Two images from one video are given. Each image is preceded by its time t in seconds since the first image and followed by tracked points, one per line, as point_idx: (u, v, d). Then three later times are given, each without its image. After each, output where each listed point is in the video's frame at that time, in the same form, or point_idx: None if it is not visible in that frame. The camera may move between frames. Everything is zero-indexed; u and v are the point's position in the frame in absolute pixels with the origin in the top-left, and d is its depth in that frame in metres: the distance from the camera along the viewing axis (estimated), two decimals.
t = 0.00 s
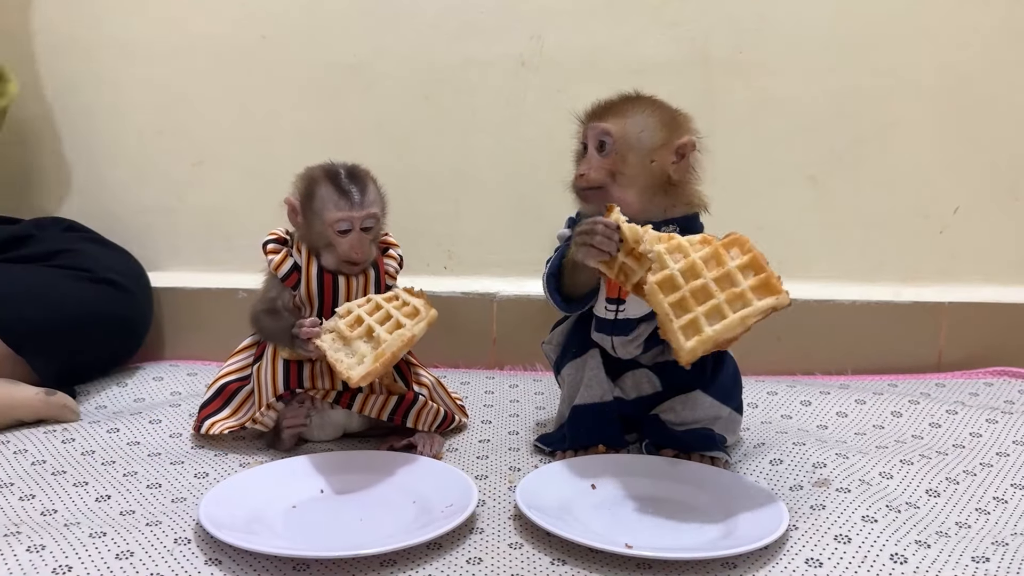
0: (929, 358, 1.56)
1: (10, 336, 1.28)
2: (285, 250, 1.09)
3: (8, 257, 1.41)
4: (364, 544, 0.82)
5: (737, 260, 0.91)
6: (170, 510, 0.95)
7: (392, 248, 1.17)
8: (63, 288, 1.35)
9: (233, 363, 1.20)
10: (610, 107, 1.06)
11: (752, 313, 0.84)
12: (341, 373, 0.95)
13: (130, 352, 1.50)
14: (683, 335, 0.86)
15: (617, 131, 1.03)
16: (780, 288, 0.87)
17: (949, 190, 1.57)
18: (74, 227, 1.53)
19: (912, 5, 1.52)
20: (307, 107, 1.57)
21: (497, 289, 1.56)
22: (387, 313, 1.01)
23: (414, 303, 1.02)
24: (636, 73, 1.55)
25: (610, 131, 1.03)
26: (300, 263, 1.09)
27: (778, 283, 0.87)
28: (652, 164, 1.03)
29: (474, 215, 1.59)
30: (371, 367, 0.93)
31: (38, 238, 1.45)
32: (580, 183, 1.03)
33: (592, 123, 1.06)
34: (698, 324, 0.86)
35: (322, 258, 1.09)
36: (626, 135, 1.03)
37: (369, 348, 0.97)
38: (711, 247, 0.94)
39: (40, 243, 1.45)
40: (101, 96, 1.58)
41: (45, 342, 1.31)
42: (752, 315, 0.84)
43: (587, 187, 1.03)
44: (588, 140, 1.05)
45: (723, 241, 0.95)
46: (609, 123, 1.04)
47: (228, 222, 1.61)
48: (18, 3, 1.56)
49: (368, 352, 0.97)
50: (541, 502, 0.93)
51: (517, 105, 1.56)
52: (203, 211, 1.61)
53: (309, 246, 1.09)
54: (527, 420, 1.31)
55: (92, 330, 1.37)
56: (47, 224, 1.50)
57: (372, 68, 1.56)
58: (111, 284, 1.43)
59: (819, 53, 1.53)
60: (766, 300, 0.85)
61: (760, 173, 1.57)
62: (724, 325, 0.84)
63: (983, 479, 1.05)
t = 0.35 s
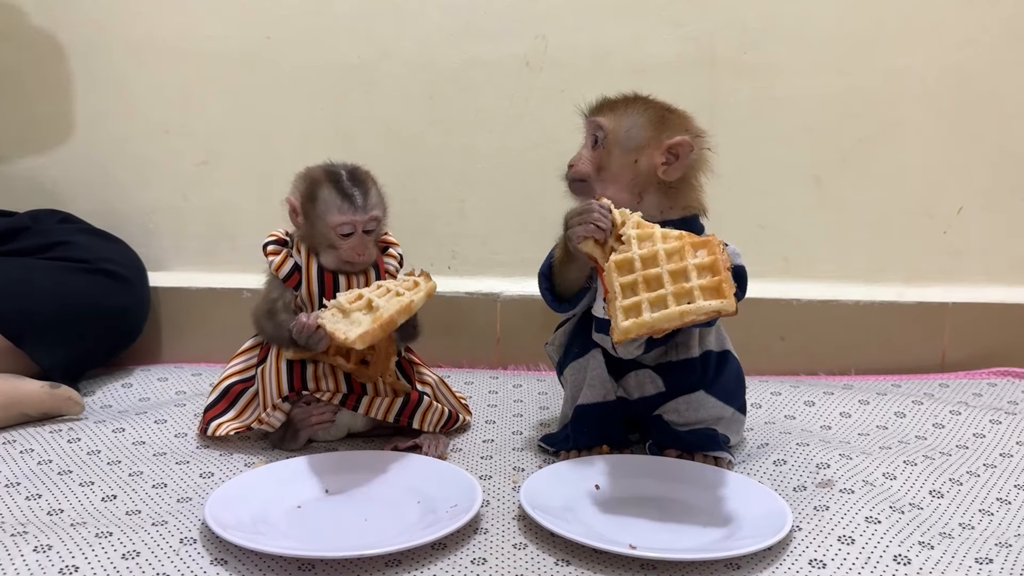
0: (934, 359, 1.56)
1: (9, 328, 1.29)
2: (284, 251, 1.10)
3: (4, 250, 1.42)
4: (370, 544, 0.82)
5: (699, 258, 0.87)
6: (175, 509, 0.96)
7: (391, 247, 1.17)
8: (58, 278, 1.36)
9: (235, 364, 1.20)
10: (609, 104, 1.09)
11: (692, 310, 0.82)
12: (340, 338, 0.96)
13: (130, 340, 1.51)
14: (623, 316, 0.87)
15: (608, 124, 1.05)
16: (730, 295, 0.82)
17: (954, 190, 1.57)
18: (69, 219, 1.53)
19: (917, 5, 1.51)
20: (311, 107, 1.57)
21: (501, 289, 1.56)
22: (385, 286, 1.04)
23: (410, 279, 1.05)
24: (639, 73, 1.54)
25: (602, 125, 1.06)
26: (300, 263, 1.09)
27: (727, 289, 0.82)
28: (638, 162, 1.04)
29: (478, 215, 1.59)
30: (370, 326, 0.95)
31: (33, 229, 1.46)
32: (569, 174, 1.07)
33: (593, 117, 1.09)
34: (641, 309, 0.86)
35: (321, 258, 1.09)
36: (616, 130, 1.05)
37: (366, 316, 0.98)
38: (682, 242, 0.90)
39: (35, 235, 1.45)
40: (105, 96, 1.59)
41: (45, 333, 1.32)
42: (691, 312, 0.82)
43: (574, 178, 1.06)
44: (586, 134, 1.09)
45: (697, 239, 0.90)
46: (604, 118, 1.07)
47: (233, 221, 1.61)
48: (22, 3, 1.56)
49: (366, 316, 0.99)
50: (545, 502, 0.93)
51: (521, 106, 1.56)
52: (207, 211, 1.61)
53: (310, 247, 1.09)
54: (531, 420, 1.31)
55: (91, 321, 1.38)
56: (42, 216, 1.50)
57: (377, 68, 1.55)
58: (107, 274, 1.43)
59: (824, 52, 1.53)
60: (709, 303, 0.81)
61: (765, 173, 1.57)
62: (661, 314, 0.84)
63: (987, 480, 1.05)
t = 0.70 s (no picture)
0: (938, 359, 1.56)
1: (10, 326, 1.29)
2: (286, 255, 1.09)
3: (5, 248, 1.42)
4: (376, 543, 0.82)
5: (688, 275, 0.88)
6: (181, 508, 0.96)
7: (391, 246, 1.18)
8: (58, 275, 1.36)
9: (238, 365, 1.20)
10: (612, 115, 1.04)
11: (682, 327, 0.83)
12: (342, 313, 0.98)
13: (130, 337, 1.52)
14: (613, 332, 0.87)
15: (628, 141, 1.02)
16: (719, 312, 0.83)
17: (958, 190, 1.57)
18: (70, 216, 1.53)
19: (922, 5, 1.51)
20: (315, 107, 1.58)
21: (505, 289, 1.56)
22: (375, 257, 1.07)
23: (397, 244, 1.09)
24: (643, 73, 1.54)
25: (621, 142, 1.02)
26: (302, 266, 1.09)
27: (717, 307, 0.83)
28: (664, 171, 1.03)
29: (482, 214, 1.59)
30: (371, 297, 0.98)
31: (33, 227, 1.46)
32: (596, 197, 1.04)
33: (601, 132, 1.04)
34: (630, 324, 0.87)
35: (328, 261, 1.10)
36: (638, 145, 1.02)
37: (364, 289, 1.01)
38: (672, 257, 0.91)
39: (34, 232, 1.45)
40: (110, 96, 1.59)
41: (45, 330, 1.32)
42: (680, 329, 0.84)
43: (600, 199, 1.04)
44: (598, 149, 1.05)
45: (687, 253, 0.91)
46: (619, 133, 1.03)
47: (237, 221, 1.61)
48: (27, 4, 1.57)
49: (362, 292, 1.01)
50: (550, 501, 0.93)
51: (525, 106, 1.56)
52: (212, 210, 1.62)
53: (314, 250, 1.09)
54: (535, 419, 1.31)
55: (92, 318, 1.39)
56: (42, 212, 1.51)
57: (381, 68, 1.56)
58: (108, 271, 1.43)
59: (828, 51, 1.53)
60: (698, 320, 0.83)
61: (768, 172, 1.57)
62: (651, 331, 0.85)
63: (992, 480, 1.05)
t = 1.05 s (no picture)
0: (944, 359, 1.55)
1: (18, 325, 1.29)
2: (295, 257, 1.10)
3: (12, 250, 1.42)
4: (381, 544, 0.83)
5: (662, 322, 0.88)
6: (188, 508, 0.96)
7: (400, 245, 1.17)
8: (66, 275, 1.36)
9: (246, 364, 1.20)
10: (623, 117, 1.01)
11: (644, 377, 0.86)
12: (346, 321, 0.97)
13: (136, 338, 1.52)
14: (581, 368, 0.90)
15: (644, 145, 1.00)
16: (683, 367, 0.86)
17: (963, 190, 1.57)
18: (77, 218, 1.54)
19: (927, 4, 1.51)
20: (321, 108, 1.58)
21: (510, 290, 1.56)
22: (388, 272, 1.06)
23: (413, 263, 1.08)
24: (648, 73, 1.54)
25: (637, 147, 1.00)
26: (311, 269, 1.09)
27: (681, 363, 0.85)
28: (678, 171, 1.03)
29: (487, 215, 1.60)
30: (377, 310, 0.97)
31: (42, 229, 1.46)
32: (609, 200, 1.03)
33: (613, 135, 1.02)
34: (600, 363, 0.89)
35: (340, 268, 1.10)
36: (654, 150, 1.00)
37: (371, 303, 1.00)
38: (650, 297, 0.90)
39: (42, 233, 1.45)
40: (116, 97, 1.60)
41: (52, 331, 1.33)
42: (643, 378, 0.86)
43: (615, 202, 1.03)
44: (610, 153, 1.02)
45: (664, 296, 0.89)
46: (633, 137, 1.00)
47: (243, 222, 1.62)
48: (34, 6, 1.57)
49: (371, 302, 1.01)
50: (555, 502, 0.93)
51: (530, 106, 1.56)
52: (217, 211, 1.62)
53: (323, 255, 1.09)
54: (540, 420, 1.31)
55: (99, 319, 1.39)
56: (50, 214, 1.51)
57: (386, 68, 1.56)
58: (115, 272, 1.44)
59: (833, 51, 1.52)
60: (660, 374, 0.85)
61: (773, 172, 1.57)
62: (616, 376, 0.87)
63: (998, 480, 1.05)
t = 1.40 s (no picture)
0: (948, 359, 1.55)
1: (23, 326, 1.29)
2: (300, 258, 1.10)
3: (16, 251, 1.43)
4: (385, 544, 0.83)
5: (639, 266, 0.86)
6: (191, 508, 0.96)
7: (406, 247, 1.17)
8: (70, 276, 1.37)
9: (250, 365, 1.20)
10: (616, 113, 1.05)
11: (611, 313, 0.84)
12: (354, 315, 0.97)
13: (140, 340, 1.52)
14: (560, 308, 0.91)
15: (632, 139, 1.02)
16: (649, 305, 0.83)
17: (968, 190, 1.56)
18: (81, 219, 1.54)
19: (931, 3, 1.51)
20: (324, 109, 1.58)
21: (513, 290, 1.56)
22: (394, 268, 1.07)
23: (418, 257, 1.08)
24: (651, 73, 1.54)
25: (625, 140, 1.02)
26: (317, 271, 1.09)
27: (647, 301, 0.83)
28: (669, 169, 1.03)
29: (490, 215, 1.60)
30: (385, 303, 0.97)
31: (46, 230, 1.47)
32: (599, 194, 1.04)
33: (606, 130, 1.04)
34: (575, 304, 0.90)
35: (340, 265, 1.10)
36: (641, 144, 1.02)
37: (376, 297, 1.00)
38: (636, 246, 0.89)
39: (47, 234, 1.46)
40: (120, 98, 1.60)
41: (57, 332, 1.33)
42: (610, 315, 0.84)
43: (603, 197, 1.04)
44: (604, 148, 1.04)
45: (650, 245, 0.88)
46: (623, 131, 1.03)
47: (247, 222, 1.62)
48: (39, 7, 1.58)
49: (377, 296, 1.01)
50: (559, 502, 0.93)
51: (533, 106, 1.56)
52: (221, 212, 1.62)
53: (327, 255, 1.10)
54: (544, 420, 1.31)
55: (102, 320, 1.39)
56: (55, 216, 1.52)
57: (390, 69, 1.56)
58: (119, 273, 1.44)
59: (837, 50, 1.52)
60: (625, 309, 0.83)
61: (778, 172, 1.57)
62: (584, 311, 0.87)
63: (1002, 480, 1.04)
